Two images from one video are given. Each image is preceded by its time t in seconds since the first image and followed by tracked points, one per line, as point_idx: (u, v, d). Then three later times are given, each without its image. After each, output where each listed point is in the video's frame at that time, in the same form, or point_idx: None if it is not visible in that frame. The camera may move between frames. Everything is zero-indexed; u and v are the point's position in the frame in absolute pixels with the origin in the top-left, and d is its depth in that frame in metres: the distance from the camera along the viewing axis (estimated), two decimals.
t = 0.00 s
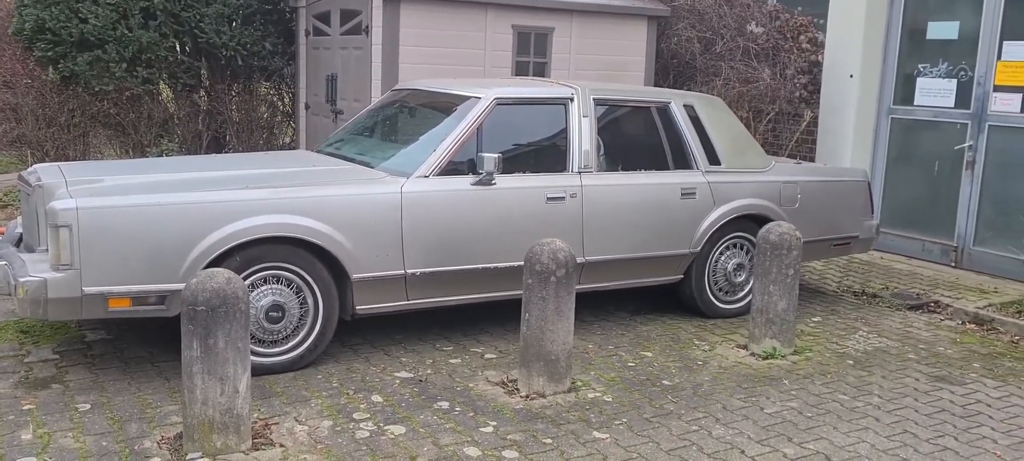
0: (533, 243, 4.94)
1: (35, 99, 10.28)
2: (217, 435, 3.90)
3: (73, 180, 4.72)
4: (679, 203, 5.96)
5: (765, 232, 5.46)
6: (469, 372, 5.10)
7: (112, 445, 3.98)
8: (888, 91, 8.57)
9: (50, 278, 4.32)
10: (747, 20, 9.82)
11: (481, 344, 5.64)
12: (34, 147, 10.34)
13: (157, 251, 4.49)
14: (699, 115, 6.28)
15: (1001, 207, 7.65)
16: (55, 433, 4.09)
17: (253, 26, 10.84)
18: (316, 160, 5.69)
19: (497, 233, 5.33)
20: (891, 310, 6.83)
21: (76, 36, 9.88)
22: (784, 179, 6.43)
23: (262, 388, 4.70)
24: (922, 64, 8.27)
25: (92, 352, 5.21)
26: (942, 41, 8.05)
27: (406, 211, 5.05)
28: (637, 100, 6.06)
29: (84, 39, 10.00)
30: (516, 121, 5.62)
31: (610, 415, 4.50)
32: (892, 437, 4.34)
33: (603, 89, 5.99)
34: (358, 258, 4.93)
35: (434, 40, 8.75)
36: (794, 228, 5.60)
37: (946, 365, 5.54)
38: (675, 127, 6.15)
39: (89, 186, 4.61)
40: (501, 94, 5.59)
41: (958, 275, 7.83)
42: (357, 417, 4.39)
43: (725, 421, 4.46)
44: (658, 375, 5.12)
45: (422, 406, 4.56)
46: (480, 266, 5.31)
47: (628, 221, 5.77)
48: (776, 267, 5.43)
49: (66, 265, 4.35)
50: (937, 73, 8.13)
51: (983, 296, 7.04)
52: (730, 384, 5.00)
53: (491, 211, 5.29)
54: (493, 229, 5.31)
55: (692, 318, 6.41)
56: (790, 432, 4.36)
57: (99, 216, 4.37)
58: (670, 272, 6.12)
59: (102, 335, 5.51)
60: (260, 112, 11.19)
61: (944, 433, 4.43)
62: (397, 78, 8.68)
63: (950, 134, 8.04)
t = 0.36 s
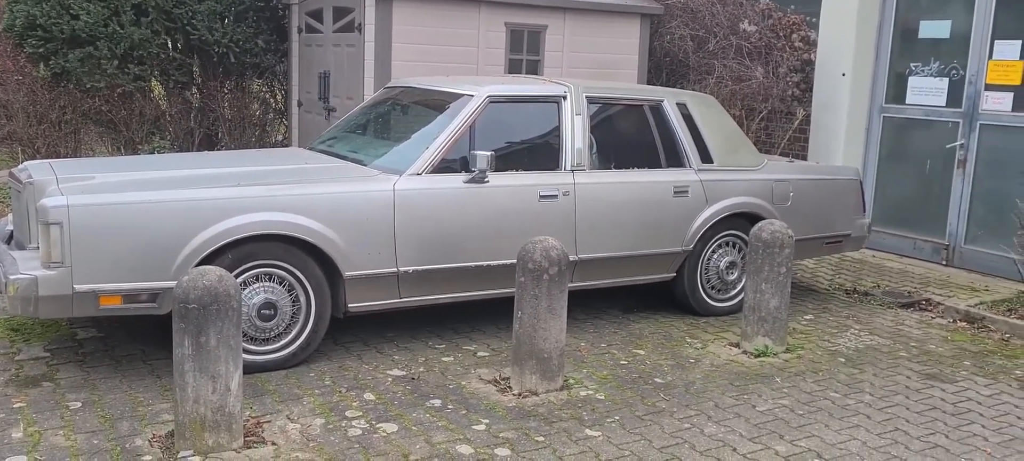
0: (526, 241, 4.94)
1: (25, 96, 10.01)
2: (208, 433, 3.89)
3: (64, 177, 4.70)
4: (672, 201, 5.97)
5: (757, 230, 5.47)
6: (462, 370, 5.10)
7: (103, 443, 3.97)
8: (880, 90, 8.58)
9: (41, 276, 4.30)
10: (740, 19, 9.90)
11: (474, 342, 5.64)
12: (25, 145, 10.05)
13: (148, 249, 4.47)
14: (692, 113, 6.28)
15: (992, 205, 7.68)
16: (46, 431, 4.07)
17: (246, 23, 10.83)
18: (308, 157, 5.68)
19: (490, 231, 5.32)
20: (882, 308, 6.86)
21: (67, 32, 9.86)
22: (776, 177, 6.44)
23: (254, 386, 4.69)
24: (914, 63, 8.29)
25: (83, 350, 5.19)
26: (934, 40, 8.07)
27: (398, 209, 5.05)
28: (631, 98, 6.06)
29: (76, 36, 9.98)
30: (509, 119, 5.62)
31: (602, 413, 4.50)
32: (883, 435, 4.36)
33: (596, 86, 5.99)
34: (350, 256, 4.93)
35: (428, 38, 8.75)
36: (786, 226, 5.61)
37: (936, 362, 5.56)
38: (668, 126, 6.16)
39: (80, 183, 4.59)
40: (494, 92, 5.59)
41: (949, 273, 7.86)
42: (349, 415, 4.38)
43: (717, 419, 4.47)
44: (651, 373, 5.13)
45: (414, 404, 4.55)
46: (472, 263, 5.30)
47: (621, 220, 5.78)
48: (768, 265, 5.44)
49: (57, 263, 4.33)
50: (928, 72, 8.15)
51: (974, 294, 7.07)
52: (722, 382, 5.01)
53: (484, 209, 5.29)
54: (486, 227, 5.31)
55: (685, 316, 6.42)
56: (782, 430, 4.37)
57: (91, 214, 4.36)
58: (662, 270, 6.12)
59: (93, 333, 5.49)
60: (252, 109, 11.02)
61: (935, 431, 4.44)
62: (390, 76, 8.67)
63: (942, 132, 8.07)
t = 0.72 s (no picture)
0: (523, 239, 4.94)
1: (20, 94, 9.79)
2: (205, 431, 3.89)
3: (61, 175, 4.70)
4: (669, 199, 5.97)
5: (753, 229, 5.48)
6: (459, 368, 5.10)
7: (99, 441, 3.97)
8: (876, 88, 8.59)
9: (37, 274, 4.31)
10: (736, 18, 9.97)
11: (471, 339, 5.65)
12: (20, 143, 9.82)
13: (144, 246, 4.47)
14: (688, 112, 6.29)
15: (988, 204, 7.70)
16: (42, 429, 4.07)
17: (243, 21, 10.84)
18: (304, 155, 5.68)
19: (486, 229, 5.33)
20: (878, 306, 6.87)
21: (63, 30, 9.88)
22: (773, 175, 6.45)
23: (251, 384, 4.69)
24: (909, 61, 8.30)
25: (79, 347, 5.19)
26: (930, 38, 8.08)
27: (395, 207, 5.05)
28: (627, 96, 6.06)
29: (72, 34, 10.00)
30: (505, 117, 5.62)
31: (599, 410, 4.51)
32: (878, 433, 4.37)
33: (592, 85, 5.99)
34: (347, 254, 4.92)
35: (425, 36, 8.75)
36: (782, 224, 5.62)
37: (932, 360, 5.57)
38: (664, 124, 6.16)
39: (76, 181, 4.59)
40: (490, 90, 5.59)
41: (945, 271, 7.87)
42: (346, 413, 4.39)
43: (713, 417, 4.48)
44: (647, 371, 5.14)
45: (411, 402, 4.56)
46: (469, 262, 5.30)
47: (617, 218, 5.78)
48: (764, 263, 5.45)
49: (53, 261, 4.33)
50: (924, 71, 8.16)
51: (970, 292, 7.08)
52: (718, 380, 5.02)
53: (481, 207, 5.29)
54: (482, 225, 5.31)
55: (681, 314, 6.43)
56: (778, 428, 4.38)
57: (87, 212, 4.36)
58: (659, 268, 6.13)
59: (90, 331, 5.49)
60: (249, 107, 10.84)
61: (931, 428, 4.46)
62: (386, 74, 8.66)
63: (938, 131, 8.08)
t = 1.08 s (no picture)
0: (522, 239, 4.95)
1: (20, 93, 9.78)
2: (205, 430, 3.90)
3: (60, 174, 4.70)
4: (668, 198, 5.98)
5: (752, 228, 5.49)
6: (458, 367, 5.11)
7: (99, 440, 3.97)
8: (875, 87, 8.60)
9: (37, 273, 4.31)
10: (735, 17, 9.90)
11: (470, 338, 5.65)
12: (19, 142, 9.80)
13: (144, 246, 4.48)
14: (687, 111, 6.30)
15: (987, 203, 7.70)
16: (43, 428, 4.08)
17: (242, 21, 10.87)
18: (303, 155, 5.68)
19: (485, 229, 5.33)
20: (878, 304, 6.88)
21: (63, 30, 9.88)
22: (772, 174, 6.46)
23: (251, 383, 4.69)
24: (909, 60, 8.30)
25: (79, 347, 5.19)
26: (929, 37, 8.09)
27: (395, 206, 5.06)
28: (627, 96, 6.07)
29: (72, 33, 9.99)
30: (505, 117, 5.63)
31: (598, 409, 4.52)
32: (877, 431, 4.38)
33: (592, 84, 6.00)
34: (346, 253, 4.93)
35: (425, 35, 8.75)
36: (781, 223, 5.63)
37: (931, 359, 5.58)
38: (663, 123, 6.17)
39: (76, 180, 4.59)
40: (490, 90, 5.59)
41: (944, 270, 7.88)
42: (346, 411, 4.40)
43: (712, 415, 4.49)
44: (646, 370, 5.14)
45: (410, 401, 4.57)
46: (468, 260, 5.31)
47: (617, 217, 5.79)
48: (763, 262, 5.46)
49: (53, 260, 4.34)
50: (924, 70, 8.17)
51: (968, 291, 7.09)
52: (717, 379, 5.03)
53: (480, 206, 5.30)
54: (481, 224, 5.32)
55: (680, 313, 6.44)
56: (777, 426, 4.39)
57: (87, 211, 4.36)
58: (658, 267, 6.15)
59: (89, 330, 5.50)
60: (249, 107, 10.74)
61: (929, 427, 4.47)
62: (386, 73, 8.66)
63: (936, 130, 8.09)
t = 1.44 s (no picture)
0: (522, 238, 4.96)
1: (18, 93, 9.78)
2: (204, 430, 3.91)
3: (60, 174, 4.71)
4: (667, 197, 5.99)
5: (751, 227, 5.50)
6: (457, 366, 5.11)
7: (99, 439, 3.98)
8: (874, 86, 8.61)
9: (37, 273, 4.32)
10: (734, 16, 9.89)
11: (469, 338, 5.66)
12: (17, 141, 9.80)
13: (144, 246, 4.48)
14: (686, 110, 6.31)
15: (985, 201, 7.71)
16: (42, 428, 4.09)
17: (241, 21, 10.87)
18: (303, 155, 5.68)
19: (484, 228, 5.34)
20: (876, 303, 6.89)
21: (62, 29, 9.91)
22: (771, 173, 6.46)
23: (250, 382, 4.70)
24: (907, 59, 8.31)
25: (79, 347, 5.20)
26: (928, 37, 8.10)
27: (394, 206, 5.06)
28: (625, 95, 6.08)
29: (70, 33, 10.03)
30: (504, 117, 5.64)
31: (597, 408, 4.53)
32: (875, 429, 4.39)
33: (591, 83, 6.00)
34: (346, 253, 4.94)
35: (423, 35, 8.75)
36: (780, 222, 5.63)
37: (929, 358, 5.59)
38: (662, 122, 6.18)
39: (75, 180, 4.60)
40: (489, 89, 5.60)
41: (943, 269, 7.89)
42: (345, 411, 4.40)
43: (711, 414, 4.50)
44: (645, 369, 5.15)
45: (410, 400, 4.58)
46: (467, 260, 5.32)
47: (616, 216, 5.80)
48: (761, 261, 5.46)
49: (53, 260, 4.34)
50: (922, 69, 8.18)
51: (967, 290, 7.11)
52: (716, 378, 5.03)
53: (479, 205, 5.30)
54: (481, 223, 5.33)
55: (679, 312, 6.45)
56: (776, 425, 4.40)
57: (86, 211, 4.37)
58: (657, 266, 6.15)
59: (89, 330, 5.50)
60: (248, 107, 10.70)
61: (928, 425, 4.48)
62: (385, 73, 8.66)
63: (935, 129, 8.10)
